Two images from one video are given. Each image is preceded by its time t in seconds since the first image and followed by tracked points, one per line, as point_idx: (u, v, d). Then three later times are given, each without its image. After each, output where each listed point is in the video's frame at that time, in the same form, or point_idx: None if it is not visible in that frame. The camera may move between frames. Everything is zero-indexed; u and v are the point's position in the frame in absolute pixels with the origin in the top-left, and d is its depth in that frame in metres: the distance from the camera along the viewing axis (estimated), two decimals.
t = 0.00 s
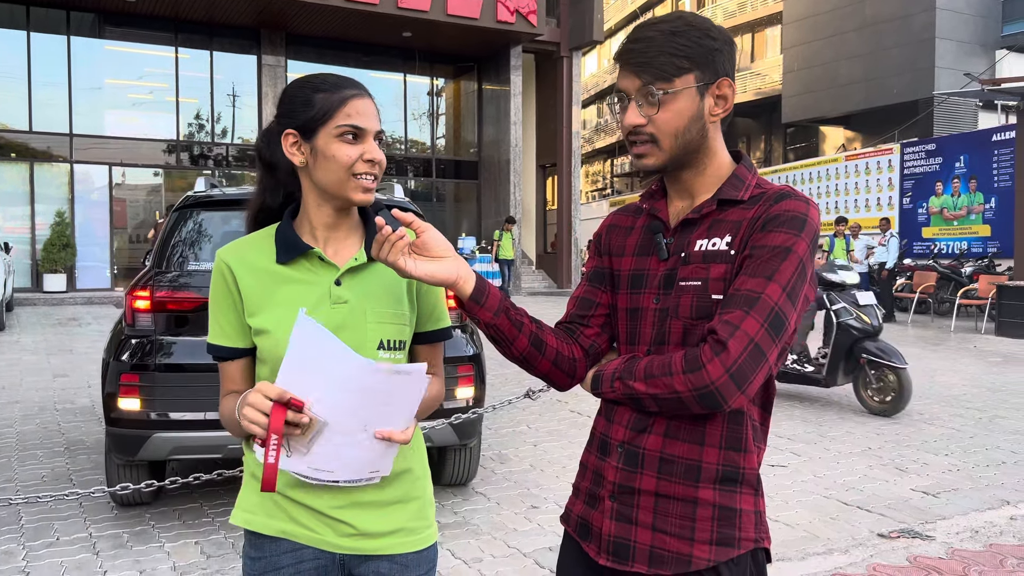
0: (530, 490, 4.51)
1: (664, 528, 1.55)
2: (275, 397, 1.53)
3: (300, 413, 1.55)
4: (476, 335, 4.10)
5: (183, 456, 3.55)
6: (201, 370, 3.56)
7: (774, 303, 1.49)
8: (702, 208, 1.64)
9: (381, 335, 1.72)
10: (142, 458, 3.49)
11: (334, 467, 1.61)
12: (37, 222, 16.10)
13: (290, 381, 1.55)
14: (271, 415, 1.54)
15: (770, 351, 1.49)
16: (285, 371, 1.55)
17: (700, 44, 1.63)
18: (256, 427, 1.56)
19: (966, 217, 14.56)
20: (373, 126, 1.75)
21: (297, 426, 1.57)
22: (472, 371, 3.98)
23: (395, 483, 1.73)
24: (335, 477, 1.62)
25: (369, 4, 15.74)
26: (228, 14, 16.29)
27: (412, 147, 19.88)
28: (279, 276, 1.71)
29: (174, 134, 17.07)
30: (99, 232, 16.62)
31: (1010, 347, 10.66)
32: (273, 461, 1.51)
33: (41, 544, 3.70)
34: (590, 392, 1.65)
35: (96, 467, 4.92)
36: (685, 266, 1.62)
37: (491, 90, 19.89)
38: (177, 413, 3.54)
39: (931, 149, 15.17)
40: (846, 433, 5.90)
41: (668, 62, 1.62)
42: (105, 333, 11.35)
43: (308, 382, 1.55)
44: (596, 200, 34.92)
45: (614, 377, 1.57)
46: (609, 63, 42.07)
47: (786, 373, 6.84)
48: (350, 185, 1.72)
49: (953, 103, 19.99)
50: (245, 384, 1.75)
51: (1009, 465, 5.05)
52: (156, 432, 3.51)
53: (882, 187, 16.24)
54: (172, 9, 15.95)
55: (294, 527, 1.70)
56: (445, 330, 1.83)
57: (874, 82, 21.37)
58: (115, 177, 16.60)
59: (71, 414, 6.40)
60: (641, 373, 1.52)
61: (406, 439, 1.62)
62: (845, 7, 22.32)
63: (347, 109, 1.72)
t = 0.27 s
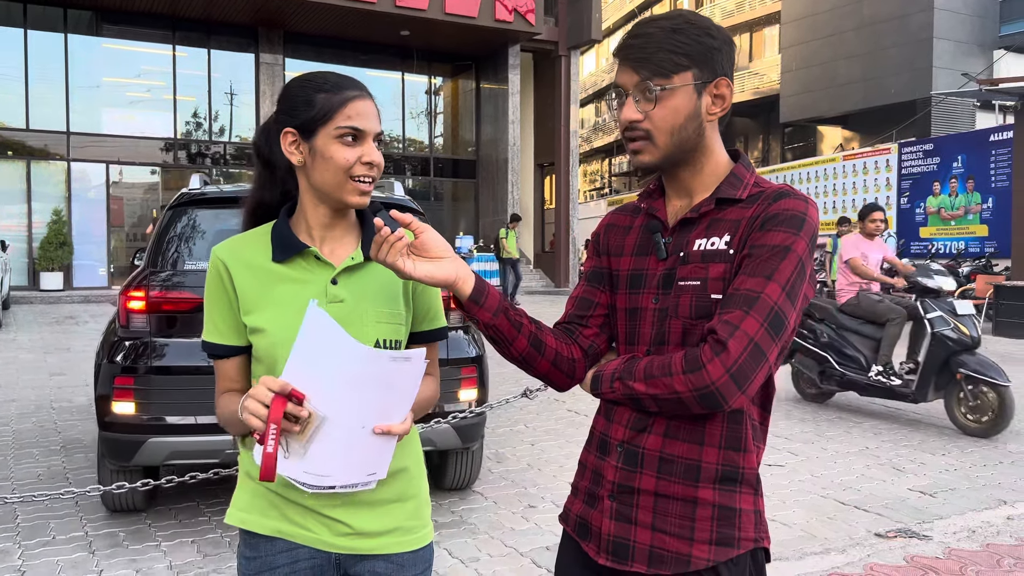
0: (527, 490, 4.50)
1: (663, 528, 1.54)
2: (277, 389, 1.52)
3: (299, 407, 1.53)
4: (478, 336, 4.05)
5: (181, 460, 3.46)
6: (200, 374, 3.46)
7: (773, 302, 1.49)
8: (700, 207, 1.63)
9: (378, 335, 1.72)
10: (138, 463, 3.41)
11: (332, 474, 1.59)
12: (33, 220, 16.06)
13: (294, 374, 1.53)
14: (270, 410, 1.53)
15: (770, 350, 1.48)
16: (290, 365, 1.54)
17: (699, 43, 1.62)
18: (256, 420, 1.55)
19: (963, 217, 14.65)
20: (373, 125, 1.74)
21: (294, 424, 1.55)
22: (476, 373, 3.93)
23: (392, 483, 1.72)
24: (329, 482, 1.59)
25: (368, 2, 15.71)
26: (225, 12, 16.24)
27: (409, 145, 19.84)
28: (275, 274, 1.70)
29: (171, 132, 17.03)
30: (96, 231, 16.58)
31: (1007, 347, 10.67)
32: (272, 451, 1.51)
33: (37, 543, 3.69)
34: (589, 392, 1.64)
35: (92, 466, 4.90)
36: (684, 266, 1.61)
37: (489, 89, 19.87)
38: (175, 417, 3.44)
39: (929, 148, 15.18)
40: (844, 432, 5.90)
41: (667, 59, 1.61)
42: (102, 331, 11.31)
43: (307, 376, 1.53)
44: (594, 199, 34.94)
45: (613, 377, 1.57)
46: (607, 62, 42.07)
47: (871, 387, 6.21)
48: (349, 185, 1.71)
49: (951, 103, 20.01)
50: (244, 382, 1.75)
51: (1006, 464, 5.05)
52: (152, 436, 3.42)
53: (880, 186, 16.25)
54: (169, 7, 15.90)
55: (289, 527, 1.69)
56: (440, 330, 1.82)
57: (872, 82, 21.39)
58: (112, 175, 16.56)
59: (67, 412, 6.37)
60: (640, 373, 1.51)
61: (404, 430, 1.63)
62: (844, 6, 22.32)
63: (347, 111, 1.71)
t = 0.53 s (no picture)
0: (524, 489, 4.49)
1: (663, 528, 1.54)
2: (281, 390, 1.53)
3: (300, 406, 1.52)
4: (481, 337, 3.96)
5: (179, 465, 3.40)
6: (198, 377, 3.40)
7: (773, 302, 1.48)
8: (700, 206, 1.63)
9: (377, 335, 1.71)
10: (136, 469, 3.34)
11: (343, 476, 1.57)
12: (31, 219, 16.05)
13: (299, 375, 1.53)
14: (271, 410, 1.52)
15: (769, 350, 1.48)
16: (302, 364, 1.53)
17: (701, 40, 1.62)
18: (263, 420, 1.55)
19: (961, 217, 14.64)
20: (372, 124, 1.73)
21: (295, 424, 1.53)
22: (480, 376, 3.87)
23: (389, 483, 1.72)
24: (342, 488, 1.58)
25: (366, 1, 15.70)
26: (223, 11, 16.21)
27: (408, 145, 19.83)
28: (273, 272, 1.69)
29: (169, 131, 17.00)
30: (94, 230, 16.57)
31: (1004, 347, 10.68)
32: (270, 448, 1.48)
33: (34, 542, 3.68)
34: (588, 391, 1.63)
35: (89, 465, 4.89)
36: (683, 266, 1.60)
37: (488, 89, 19.86)
38: (173, 422, 3.38)
39: (927, 149, 15.20)
40: (842, 432, 5.91)
41: (669, 54, 1.61)
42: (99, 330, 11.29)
43: (312, 374, 1.52)
44: (592, 199, 34.95)
45: (612, 376, 1.56)
46: (606, 61, 42.04)
47: (959, 407, 5.55)
48: (348, 183, 1.71)
49: (949, 103, 20.04)
50: (237, 378, 1.74)
51: (1004, 465, 5.06)
52: (150, 441, 3.35)
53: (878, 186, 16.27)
54: (167, 5, 15.86)
55: (285, 527, 1.68)
56: (438, 331, 1.81)
57: (870, 83, 21.41)
58: (110, 174, 16.53)
59: (65, 411, 6.36)
60: (639, 372, 1.50)
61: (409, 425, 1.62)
62: (842, 7, 22.34)
63: (346, 108, 1.70)
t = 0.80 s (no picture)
0: (522, 489, 4.49)
1: (662, 527, 1.53)
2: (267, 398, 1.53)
3: (284, 414, 1.52)
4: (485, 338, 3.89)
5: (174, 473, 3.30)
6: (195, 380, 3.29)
7: (774, 301, 1.48)
8: (700, 205, 1.63)
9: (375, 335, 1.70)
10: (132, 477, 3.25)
11: (331, 483, 1.56)
12: (28, 217, 16.06)
13: (283, 383, 1.53)
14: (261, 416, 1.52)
15: (769, 350, 1.48)
16: (283, 374, 1.53)
17: (705, 37, 1.63)
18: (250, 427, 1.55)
19: (958, 217, 14.65)
20: (368, 122, 1.72)
21: (282, 433, 1.52)
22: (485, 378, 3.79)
23: (386, 484, 1.71)
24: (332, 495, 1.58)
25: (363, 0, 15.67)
26: (221, 9, 16.17)
27: (405, 144, 19.82)
28: (271, 271, 1.68)
29: (166, 130, 16.97)
30: (91, 228, 16.57)
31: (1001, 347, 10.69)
32: (263, 461, 1.51)
33: (30, 541, 3.67)
34: (587, 390, 1.63)
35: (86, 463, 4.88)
36: (684, 265, 1.60)
37: (486, 88, 19.85)
38: (170, 428, 3.27)
39: (924, 149, 15.22)
40: (840, 432, 5.92)
41: (672, 51, 1.62)
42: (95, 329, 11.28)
43: (300, 381, 1.52)
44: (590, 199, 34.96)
45: (612, 376, 1.56)
46: (604, 61, 42.06)
47: None
48: (345, 181, 1.70)
49: (947, 104, 20.07)
50: (231, 378, 1.73)
51: (1001, 465, 5.06)
52: (146, 447, 3.24)
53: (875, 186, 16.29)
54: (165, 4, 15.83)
55: (283, 527, 1.68)
56: (437, 330, 1.81)
57: (868, 83, 21.42)
58: (107, 173, 16.52)
59: (62, 409, 6.36)
60: (639, 372, 1.50)
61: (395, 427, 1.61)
62: (840, 7, 22.35)
63: (341, 106, 1.69)
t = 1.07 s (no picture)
0: (520, 488, 4.49)
1: (662, 526, 1.53)
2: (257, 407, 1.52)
3: (276, 424, 1.52)
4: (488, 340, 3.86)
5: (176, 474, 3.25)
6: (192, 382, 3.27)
7: (772, 299, 1.48)
8: (698, 204, 1.63)
9: (371, 335, 1.70)
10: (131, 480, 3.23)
11: (322, 485, 1.57)
12: (26, 216, 16.05)
13: (273, 391, 1.53)
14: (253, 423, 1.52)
15: (768, 347, 1.48)
16: (274, 386, 1.52)
17: (705, 37, 1.63)
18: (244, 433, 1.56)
19: (957, 217, 14.66)
20: (359, 118, 1.72)
21: (276, 441, 1.53)
22: (488, 380, 3.76)
23: (384, 484, 1.71)
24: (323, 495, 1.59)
25: None
26: (219, 8, 16.15)
27: (404, 143, 19.82)
28: (267, 272, 1.68)
29: (165, 129, 16.94)
30: (89, 227, 16.55)
31: (999, 347, 10.71)
32: (249, 472, 1.51)
33: (27, 540, 3.67)
34: (586, 390, 1.63)
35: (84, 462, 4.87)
36: (682, 264, 1.60)
37: (484, 87, 19.85)
38: (170, 431, 3.25)
39: (923, 149, 15.24)
40: (837, 432, 5.92)
41: (672, 49, 1.62)
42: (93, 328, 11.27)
43: (292, 388, 1.52)
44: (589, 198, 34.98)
45: (610, 375, 1.56)
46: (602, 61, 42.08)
47: None
48: (339, 180, 1.70)
49: (946, 104, 20.09)
50: (227, 379, 1.73)
51: (999, 465, 5.07)
52: (145, 452, 3.22)
53: (873, 187, 16.31)
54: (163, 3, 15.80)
55: (282, 527, 1.68)
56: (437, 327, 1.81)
57: (866, 83, 21.43)
58: (105, 172, 16.50)
59: (60, 409, 6.35)
60: (638, 371, 1.50)
61: (387, 436, 1.60)
62: (838, 7, 22.36)
63: (332, 105, 1.69)
